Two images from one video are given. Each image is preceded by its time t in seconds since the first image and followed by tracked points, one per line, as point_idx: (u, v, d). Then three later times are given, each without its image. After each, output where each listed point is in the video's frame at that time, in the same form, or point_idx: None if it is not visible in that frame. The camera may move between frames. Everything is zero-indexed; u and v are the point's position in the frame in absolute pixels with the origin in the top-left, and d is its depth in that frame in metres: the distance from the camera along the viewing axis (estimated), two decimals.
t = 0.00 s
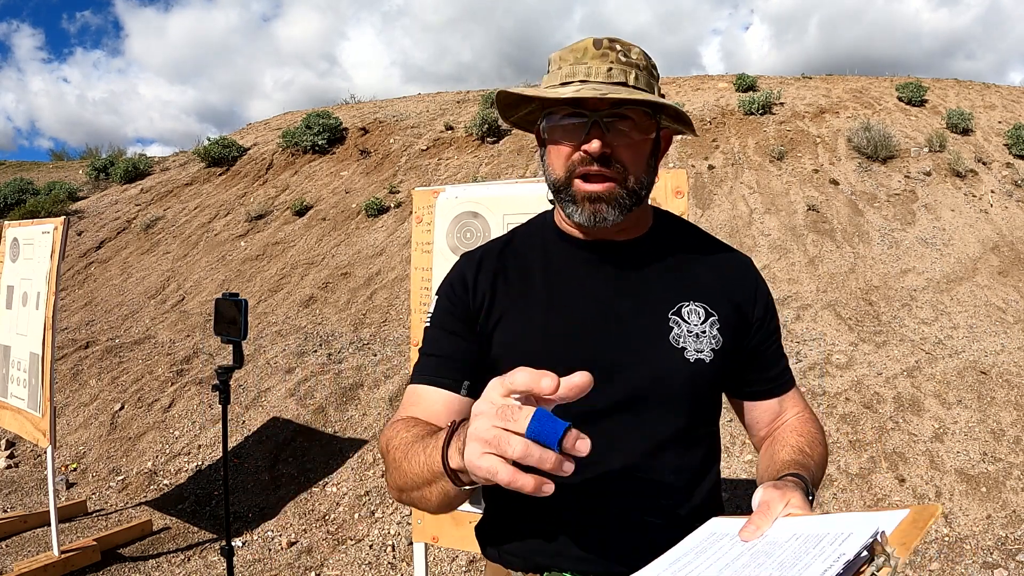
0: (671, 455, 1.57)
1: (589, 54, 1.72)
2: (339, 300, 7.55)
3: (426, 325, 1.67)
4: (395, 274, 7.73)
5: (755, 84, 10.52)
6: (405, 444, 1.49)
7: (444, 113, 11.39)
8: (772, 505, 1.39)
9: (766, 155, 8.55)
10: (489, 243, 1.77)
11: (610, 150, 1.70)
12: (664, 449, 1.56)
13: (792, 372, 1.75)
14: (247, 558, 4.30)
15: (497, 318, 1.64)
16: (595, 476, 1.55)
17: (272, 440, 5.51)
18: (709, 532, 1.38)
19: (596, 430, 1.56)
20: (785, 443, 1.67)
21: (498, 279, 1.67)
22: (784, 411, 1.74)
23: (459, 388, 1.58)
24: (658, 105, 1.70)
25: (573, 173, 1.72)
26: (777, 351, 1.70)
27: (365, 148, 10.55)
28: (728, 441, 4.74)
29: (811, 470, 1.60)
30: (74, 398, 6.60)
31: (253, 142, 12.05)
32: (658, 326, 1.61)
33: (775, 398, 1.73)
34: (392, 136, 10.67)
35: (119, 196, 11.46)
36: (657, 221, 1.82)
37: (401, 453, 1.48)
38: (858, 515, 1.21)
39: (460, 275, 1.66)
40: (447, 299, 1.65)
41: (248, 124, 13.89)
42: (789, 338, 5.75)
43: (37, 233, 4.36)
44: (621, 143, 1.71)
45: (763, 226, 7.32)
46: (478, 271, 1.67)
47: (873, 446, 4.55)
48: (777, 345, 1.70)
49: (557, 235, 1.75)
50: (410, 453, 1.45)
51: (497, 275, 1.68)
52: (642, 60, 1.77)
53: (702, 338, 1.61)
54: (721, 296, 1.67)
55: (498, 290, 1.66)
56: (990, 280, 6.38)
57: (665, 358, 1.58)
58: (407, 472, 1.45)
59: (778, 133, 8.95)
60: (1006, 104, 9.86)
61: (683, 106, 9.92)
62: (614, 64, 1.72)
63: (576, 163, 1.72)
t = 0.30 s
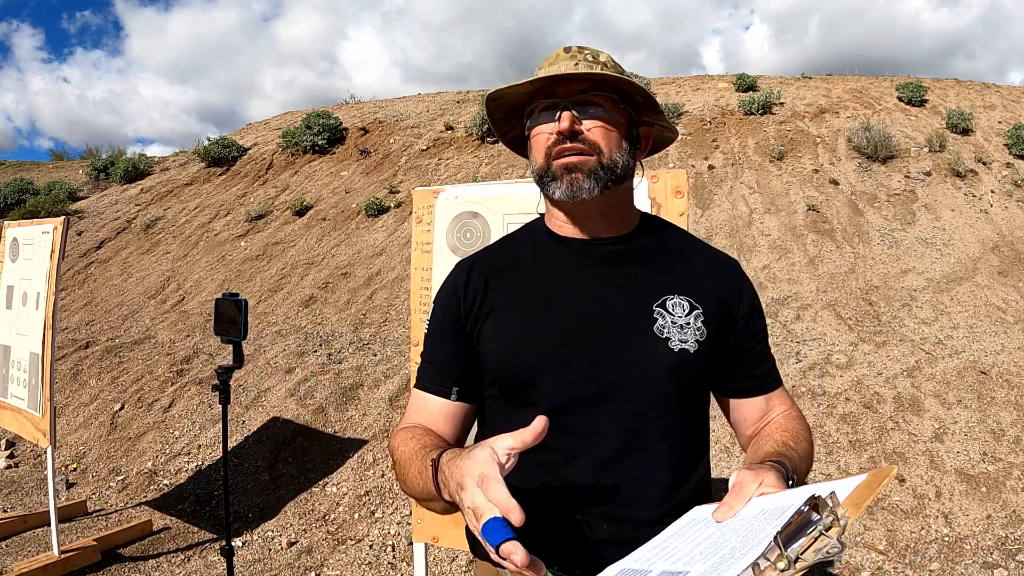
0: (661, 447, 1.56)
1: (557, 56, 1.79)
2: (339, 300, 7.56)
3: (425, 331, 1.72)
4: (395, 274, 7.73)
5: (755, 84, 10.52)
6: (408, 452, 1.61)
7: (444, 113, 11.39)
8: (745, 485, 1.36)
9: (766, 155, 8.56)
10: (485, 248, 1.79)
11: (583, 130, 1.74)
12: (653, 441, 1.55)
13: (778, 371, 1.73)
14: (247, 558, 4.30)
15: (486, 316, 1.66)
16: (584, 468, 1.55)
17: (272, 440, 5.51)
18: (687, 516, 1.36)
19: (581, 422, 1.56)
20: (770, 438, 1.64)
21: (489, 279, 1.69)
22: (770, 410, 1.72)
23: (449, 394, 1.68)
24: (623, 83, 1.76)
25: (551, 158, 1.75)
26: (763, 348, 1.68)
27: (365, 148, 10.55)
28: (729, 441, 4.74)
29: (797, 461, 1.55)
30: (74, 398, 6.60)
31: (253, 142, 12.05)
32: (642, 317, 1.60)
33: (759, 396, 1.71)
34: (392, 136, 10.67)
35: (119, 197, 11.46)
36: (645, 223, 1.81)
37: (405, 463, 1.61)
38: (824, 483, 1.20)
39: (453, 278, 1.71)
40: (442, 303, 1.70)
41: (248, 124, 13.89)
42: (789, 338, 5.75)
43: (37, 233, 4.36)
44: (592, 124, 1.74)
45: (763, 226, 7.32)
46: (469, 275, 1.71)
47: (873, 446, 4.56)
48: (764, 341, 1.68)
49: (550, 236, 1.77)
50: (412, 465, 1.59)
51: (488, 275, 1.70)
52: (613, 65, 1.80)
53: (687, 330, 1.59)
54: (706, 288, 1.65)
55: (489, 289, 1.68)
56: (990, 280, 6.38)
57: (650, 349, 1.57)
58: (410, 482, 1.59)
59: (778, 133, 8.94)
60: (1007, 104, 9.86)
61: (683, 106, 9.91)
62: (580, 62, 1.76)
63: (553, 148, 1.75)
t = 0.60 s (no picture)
0: (641, 435, 1.56)
1: (574, 80, 1.78)
2: (339, 300, 7.56)
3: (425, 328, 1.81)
4: (395, 274, 7.73)
5: (756, 84, 10.52)
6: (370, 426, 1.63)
7: (444, 113, 11.39)
8: (749, 458, 1.42)
9: (766, 155, 8.55)
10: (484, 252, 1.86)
11: (591, 161, 1.76)
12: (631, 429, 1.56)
13: (770, 368, 1.68)
14: (247, 558, 4.30)
15: (475, 311, 1.72)
16: (566, 456, 1.58)
17: (272, 440, 5.51)
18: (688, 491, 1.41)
19: (560, 411, 1.59)
20: (767, 431, 1.58)
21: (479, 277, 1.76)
22: (764, 404, 1.66)
23: (434, 381, 1.75)
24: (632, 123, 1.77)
25: (557, 183, 1.76)
26: (750, 342, 1.65)
27: (364, 148, 10.55)
28: (729, 441, 4.74)
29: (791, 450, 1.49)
30: (74, 398, 6.60)
31: (253, 142, 12.04)
32: (622, 310, 1.62)
33: (749, 391, 1.66)
34: (392, 136, 10.67)
35: (119, 196, 11.45)
36: (632, 226, 1.81)
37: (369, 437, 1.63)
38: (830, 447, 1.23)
39: (449, 278, 1.79)
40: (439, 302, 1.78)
41: (248, 124, 13.88)
42: (789, 339, 5.75)
43: (38, 234, 4.36)
44: (599, 156, 1.76)
45: (763, 226, 7.32)
46: (462, 275, 1.78)
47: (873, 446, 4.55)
48: (751, 336, 1.65)
49: (541, 238, 1.82)
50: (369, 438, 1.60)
51: (478, 274, 1.76)
52: (623, 89, 1.83)
53: (665, 321, 1.60)
54: (686, 284, 1.65)
55: (478, 285, 1.74)
56: (990, 280, 6.38)
57: (627, 341, 1.59)
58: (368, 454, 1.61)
59: (778, 133, 8.94)
60: (1007, 104, 9.85)
61: (683, 106, 9.91)
62: (596, 90, 1.77)
63: (559, 172, 1.76)
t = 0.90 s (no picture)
0: (642, 437, 1.57)
1: (593, 85, 1.73)
2: (339, 300, 7.56)
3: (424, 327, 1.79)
4: (395, 274, 7.73)
5: (755, 84, 10.52)
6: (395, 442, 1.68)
7: (444, 113, 11.39)
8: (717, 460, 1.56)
9: (766, 155, 8.56)
10: (483, 250, 1.83)
11: (607, 172, 1.71)
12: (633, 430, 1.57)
13: (765, 369, 1.69)
14: (247, 558, 4.30)
15: (478, 313, 1.70)
16: (567, 457, 1.59)
17: (272, 440, 5.51)
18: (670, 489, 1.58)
19: (563, 415, 1.59)
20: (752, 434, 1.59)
21: (481, 277, 1.73)
22: (754, 407, 1.67)
23: (443, 389, 1.75)
24: (653, 136, 1.72)
25: (570, 192, 1.72)
26: (747, 345, 1.66)
27: (364, 148, 10.55)
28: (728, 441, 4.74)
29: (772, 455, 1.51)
30: (74, 398, 6.60)
31: (253, 142, 12.04)
32: (625, 314, 1.62)
33: (742, 393, 1.67)
34: (392, 136, 10.67)
35: (119, 196, 11.46)
36: (633, 226, 1.81)
37: (390, 452, 1.68)
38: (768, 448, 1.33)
39: (449, 279, 1.76)
40: (440, 302, 1.76)
41: (248, 125, 13.89)
42: (789, 339, 5.76)
43: (37, 233, 4.37)
44: (616, 168, 1.72)
45: (763, 226, 7.32)
46: (463, 274, 1.75)
47: (873, 446, 4.55)
48: (748, 338, 1.66)
49: (541, 237, 1.79)
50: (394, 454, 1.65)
51: (481, 273, 1.74)
52: (633, 92, 1.81)
53: (668, 327, 1.60)
54: (688, 289, 1.65)
55: (480, 287, 1.72)
56: (989, 280, 6.38)
57: (631, 346, 1.58)
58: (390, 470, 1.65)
59: (778, 133, 8.94)
60: (1006, 104, 9.86)
61: (683, 107, 9.91)
62: (614, 96, 1.75)
63: (574, 182, 1.72)
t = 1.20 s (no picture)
0: (646, 440, 1.58)
1: (597, 84, 1.72)
2: (339, 301, 7.56)
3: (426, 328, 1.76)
4: (395, 274, 7.73)
5: (756, 84, 10.52)
6: (410, 450, 1.66)
7: (444, 113, 11.39)
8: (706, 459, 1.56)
9: (766, 155, 8.56)
10: (486, 249, 1.81)
11: (612, 173, 1.71)
12: (637, 433, 1.58)
13: (767, 370, 1.70)
14: (247, 558, 4.30)
15: (484, 316, 1.69)
16: (572, 460, 1.58)
17: (272, 440, 5.51)
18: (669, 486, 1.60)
19: (570, 420, 1.60)
20: (750, 435, 1.59)
21: (487, 280, 1.72)
22: (754, 409, 1.68)
23: (453, 388, 1.71)
24: (659, 138, 1.70)
25: (574, 192, 1.72)
26: (749, 347, 1.67)
27: (364, 148, 10.55)
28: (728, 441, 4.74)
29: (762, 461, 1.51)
30: (74, 398, 6.60)
31: (253, 142, 12.05)
32: (631, 319, 1.62)
33: (744, 395, 1.68)
34: (392, 136, 10.67)
35: (119, 196, 11.46)
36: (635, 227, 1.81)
37: (405, 461, 1.66)
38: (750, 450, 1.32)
39: (453, 280, 1.73)
40: (443, 303, 1.74)
41: (248, 125, 13.89)
42: (788, 339, 5.76)
43: (38, 234, 4.37)
44: (622, 169, 1.71)
45: (763, 226, 7.32)
46: (468, 276, 1.73)
47: (873, 446, 4.55)
48: (750, 341, 1.67)
49: (545, 239, 1.78)
50: (413, 461, 1.63)
51: (488, 276, 1.72)
52: (638, 90, 1.81)
53: (674, 332, 1.60)
54: (693, 294, 1.66)
55: (485, 289, 1.71)
56: (989, 280, 6.38)
57: (638, 350, 1.58)
58: (409, 478, 1.63)
59: (778, 133, 8.94)
60: (1007, 104, 9.85)
61: (683, 106, 9.91)
62: (619, 95, 1.75)
63: (578, 182, 1.72)
